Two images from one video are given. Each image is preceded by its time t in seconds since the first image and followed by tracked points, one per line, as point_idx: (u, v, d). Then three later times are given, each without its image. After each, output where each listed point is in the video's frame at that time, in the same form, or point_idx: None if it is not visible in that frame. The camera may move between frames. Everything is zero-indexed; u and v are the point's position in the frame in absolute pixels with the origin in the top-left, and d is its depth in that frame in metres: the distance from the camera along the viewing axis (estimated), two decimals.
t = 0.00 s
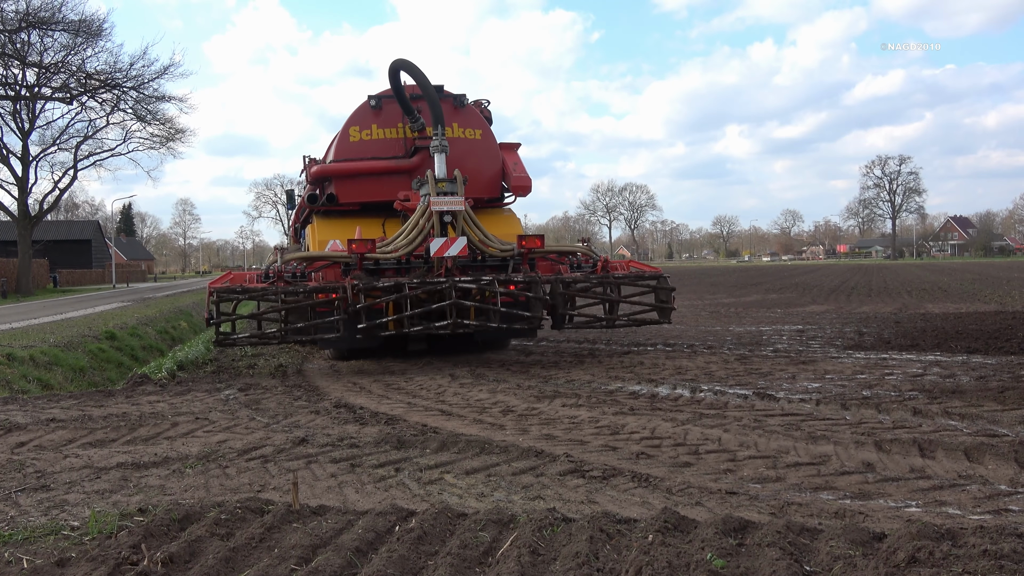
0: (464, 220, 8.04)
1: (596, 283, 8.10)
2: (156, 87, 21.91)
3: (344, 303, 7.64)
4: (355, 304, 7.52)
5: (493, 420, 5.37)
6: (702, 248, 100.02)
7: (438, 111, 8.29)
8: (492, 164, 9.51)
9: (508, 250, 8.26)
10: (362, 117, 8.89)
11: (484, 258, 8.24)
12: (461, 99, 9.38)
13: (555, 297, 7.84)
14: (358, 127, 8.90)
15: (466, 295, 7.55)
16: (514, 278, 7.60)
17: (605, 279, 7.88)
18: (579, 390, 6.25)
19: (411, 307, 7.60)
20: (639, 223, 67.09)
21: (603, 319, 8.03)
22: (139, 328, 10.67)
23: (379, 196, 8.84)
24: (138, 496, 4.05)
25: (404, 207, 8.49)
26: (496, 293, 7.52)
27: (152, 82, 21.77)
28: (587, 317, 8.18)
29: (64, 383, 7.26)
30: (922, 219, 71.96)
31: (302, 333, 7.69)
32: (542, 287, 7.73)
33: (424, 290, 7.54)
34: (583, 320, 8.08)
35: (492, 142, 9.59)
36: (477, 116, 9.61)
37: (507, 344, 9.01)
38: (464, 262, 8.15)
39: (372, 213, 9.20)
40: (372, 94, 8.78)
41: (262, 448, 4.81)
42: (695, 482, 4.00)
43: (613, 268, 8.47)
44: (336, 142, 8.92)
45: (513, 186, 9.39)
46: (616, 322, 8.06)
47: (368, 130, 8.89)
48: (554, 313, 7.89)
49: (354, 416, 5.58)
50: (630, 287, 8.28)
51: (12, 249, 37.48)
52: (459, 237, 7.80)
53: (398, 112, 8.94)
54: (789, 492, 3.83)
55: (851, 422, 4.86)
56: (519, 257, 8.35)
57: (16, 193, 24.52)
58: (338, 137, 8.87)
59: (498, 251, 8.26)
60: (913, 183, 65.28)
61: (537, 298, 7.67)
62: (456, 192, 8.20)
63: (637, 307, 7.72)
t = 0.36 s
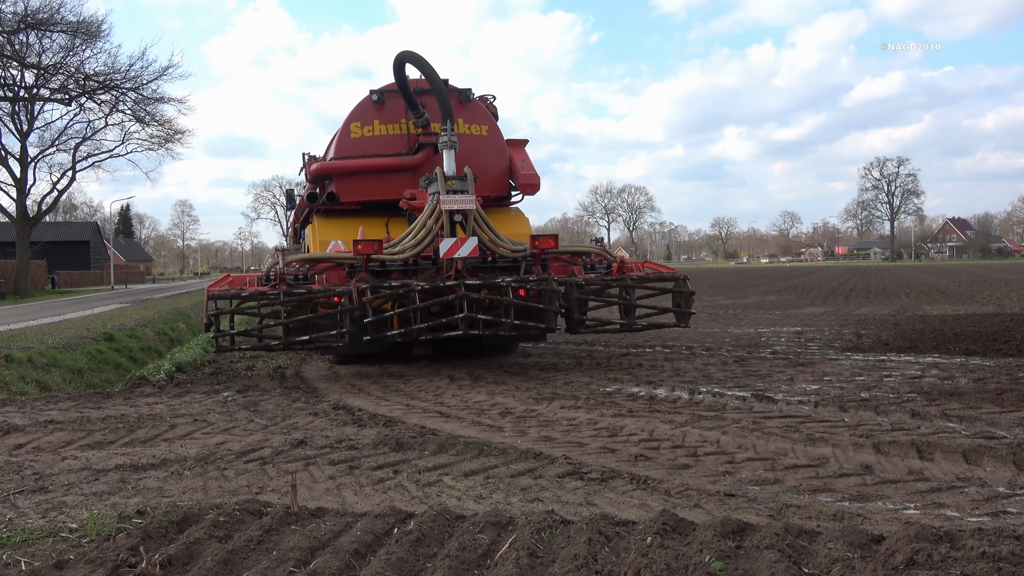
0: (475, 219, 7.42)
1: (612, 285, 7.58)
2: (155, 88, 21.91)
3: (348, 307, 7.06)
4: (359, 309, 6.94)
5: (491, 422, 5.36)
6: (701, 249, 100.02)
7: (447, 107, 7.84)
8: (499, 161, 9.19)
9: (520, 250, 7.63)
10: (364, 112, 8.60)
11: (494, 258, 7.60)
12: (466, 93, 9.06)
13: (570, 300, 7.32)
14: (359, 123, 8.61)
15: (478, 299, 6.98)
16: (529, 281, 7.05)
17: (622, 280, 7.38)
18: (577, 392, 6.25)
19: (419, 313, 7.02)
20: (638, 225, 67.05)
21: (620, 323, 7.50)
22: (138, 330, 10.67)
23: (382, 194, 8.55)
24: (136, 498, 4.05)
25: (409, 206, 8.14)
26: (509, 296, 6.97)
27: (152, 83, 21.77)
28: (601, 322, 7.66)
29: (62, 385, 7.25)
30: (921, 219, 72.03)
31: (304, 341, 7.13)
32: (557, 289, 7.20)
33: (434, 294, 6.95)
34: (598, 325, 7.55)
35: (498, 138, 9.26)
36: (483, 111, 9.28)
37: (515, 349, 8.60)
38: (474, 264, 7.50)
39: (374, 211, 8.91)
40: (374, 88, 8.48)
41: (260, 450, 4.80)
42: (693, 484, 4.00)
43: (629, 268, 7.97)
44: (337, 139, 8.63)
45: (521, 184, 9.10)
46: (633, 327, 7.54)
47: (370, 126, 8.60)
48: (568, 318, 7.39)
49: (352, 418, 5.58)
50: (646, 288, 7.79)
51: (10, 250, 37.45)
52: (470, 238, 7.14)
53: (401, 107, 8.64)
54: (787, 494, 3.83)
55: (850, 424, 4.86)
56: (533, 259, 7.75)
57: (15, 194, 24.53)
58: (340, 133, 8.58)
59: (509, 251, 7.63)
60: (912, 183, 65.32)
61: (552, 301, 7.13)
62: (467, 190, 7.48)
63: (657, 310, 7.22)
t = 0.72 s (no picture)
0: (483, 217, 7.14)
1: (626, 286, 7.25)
2: (154, 89, 21.90)
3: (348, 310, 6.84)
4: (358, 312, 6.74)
5: (490, 424, 5.37)
6: (700, 251, 100.00)
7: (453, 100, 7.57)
8: (507, 157, 8.81)
9: (530, 250, 7.37)
10: (367, 107, 8.35)
11: (503, 258, 7.34)
12: (473, 87, 8.75)
13: (582, 302, 7.01)
14: (362, 118, 8.35)
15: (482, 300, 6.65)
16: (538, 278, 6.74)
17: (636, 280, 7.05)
18: (576, 394, 6.25)
19: (425, 316, 6.74)
20: (636, 226, 67.05)
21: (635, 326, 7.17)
22: (136, 331, 10.67)
23: (385, 192, 8.30)
24: (135, 499, 4.06)
25: (413, 203, 7.89)
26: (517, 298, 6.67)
27: (151, 84, 21.77)
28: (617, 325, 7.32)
29: (61, 387, 7.24)
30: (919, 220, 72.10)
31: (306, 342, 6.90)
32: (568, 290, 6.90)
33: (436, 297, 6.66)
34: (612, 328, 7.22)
35: (507, 134, 8.88)
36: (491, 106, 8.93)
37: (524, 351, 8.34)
38: (482, 263, 7.30)
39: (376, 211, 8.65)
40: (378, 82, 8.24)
41: (259, 452, 4.80)
42: (692, 486, 4.00)
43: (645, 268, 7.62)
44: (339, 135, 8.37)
45: (530, 180, 8.65)
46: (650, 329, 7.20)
47: (373, 121, 8.35)
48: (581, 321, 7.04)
49: (351, 420, 5.58)
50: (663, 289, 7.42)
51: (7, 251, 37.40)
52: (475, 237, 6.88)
53: (405, 102, 8.42)
54: (786, 496, 3.84)
55: (848, 426, 4.86)
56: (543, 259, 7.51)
57: (13, 195, 24.51)
58: (342, 129, 8.34)
59: (519, 251, 7.36)
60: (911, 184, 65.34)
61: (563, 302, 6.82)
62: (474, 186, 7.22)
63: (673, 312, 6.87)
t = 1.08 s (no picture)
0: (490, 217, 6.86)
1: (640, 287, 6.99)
2: (151, 92, 21.88)
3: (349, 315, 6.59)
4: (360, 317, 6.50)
5: (487, 427, 5.37)
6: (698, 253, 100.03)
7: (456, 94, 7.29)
8: (513, 156, 8.58)
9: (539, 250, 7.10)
10: (368, 103, 8.30)
11: (511, 260, 7.10)
12: (478, 82, 8.47)
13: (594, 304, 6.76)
14: (363, 115, 8.29)
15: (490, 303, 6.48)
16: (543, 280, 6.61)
17: (650, 281, 6.79)
18: (574, 397, 6.25)
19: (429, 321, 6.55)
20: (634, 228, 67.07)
21: (650, 328, 6.89)
22: (133, 334, 10.65)
23: (388, 191, 8.23)
24: (132, 503, 4.06)
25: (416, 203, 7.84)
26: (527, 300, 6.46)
27: (148, 87, 21.75)
28: (631, 328, 7.04)
29: (57, 390, 7.23)
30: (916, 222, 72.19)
31: (303, 349, 6.68)
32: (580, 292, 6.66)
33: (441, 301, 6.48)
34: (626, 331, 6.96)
35: (514, 130, 8.67)
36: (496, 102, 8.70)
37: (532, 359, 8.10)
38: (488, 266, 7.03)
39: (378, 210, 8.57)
40: (378, 77, 8.20)
41: (256, 455, 4.80)
42: (689, 489, 4.00)
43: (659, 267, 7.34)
44: (339, 132, 8.30)
45: (538, 178, 8.55)
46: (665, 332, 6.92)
47: (374, 118, 8.28)
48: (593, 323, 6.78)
49: (349, 423, 5.58)
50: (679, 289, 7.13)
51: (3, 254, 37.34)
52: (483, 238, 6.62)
53: (406, 98, 8.36)
54: (783, 499, 3.84)
55: (845, 429, 4.87)
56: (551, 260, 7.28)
57: (10, 198, 24.49)
58: (342, 127, 8.27)
59: (526, 252, 7.08)
60: (907, 185, 65.48)
61: (575, 304, 6.57)
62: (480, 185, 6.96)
63: (688, 313, 6.60)
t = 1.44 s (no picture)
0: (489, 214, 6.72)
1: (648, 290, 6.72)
2: (149, 92, 21.87)
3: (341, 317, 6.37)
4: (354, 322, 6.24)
5: (484, 429, 5.37)
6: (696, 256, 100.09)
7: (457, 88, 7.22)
8: (520, 152, 8.41)
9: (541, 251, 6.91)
10: (369, 98, 8.30)
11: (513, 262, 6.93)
12: (485, 75, 8.33)
13: (599, 309, 6.51)
14: (363, 109, 8.29)
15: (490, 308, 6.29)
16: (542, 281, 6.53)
17: (658, 285, 6.52)
18: (570, 400, 6.25)
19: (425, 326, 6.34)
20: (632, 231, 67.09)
21: (658, 334, 6.63)
22: (129, 334, 10.63)
23: (389, 188, 8.18)
24: (128, 503, 4.06)
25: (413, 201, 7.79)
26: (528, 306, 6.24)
27: (146, 87, 21.73)
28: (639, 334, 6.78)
29: (53, 389, 7.21)
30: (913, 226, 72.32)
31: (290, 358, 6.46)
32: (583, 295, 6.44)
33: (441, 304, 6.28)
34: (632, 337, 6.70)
35: (520, 127, 8.50)
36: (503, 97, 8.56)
37: (536, 365, 7.91)
38: (488, 267, 6.86)
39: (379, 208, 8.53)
40: (379, 70, 8.21)
41: (252, 455, 4.80)
42: (685, 492, 4.00)
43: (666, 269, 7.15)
44: (340, 127, 8.28)
45: (545, 177, 8.29)
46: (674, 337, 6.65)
47: (374, 113, 8.28)
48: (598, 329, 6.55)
49: (346, 424, 5.58)
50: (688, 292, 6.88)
51: None
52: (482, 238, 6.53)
53: (407, 92, 8.36)
54: (779, 503, 3.84)
55: (841, 433, 4.87)
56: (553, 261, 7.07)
57: (7, 198, 24.45)
58: (342, 121, 8.26)
59: (529, 254, 6.91)
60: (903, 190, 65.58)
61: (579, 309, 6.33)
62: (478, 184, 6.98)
63: (698, 318, 6.33)
